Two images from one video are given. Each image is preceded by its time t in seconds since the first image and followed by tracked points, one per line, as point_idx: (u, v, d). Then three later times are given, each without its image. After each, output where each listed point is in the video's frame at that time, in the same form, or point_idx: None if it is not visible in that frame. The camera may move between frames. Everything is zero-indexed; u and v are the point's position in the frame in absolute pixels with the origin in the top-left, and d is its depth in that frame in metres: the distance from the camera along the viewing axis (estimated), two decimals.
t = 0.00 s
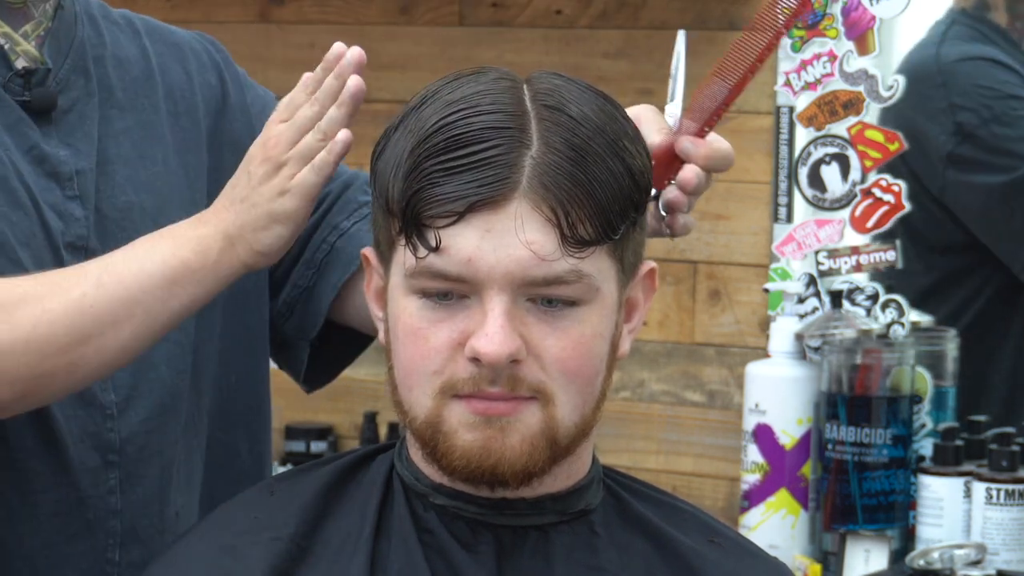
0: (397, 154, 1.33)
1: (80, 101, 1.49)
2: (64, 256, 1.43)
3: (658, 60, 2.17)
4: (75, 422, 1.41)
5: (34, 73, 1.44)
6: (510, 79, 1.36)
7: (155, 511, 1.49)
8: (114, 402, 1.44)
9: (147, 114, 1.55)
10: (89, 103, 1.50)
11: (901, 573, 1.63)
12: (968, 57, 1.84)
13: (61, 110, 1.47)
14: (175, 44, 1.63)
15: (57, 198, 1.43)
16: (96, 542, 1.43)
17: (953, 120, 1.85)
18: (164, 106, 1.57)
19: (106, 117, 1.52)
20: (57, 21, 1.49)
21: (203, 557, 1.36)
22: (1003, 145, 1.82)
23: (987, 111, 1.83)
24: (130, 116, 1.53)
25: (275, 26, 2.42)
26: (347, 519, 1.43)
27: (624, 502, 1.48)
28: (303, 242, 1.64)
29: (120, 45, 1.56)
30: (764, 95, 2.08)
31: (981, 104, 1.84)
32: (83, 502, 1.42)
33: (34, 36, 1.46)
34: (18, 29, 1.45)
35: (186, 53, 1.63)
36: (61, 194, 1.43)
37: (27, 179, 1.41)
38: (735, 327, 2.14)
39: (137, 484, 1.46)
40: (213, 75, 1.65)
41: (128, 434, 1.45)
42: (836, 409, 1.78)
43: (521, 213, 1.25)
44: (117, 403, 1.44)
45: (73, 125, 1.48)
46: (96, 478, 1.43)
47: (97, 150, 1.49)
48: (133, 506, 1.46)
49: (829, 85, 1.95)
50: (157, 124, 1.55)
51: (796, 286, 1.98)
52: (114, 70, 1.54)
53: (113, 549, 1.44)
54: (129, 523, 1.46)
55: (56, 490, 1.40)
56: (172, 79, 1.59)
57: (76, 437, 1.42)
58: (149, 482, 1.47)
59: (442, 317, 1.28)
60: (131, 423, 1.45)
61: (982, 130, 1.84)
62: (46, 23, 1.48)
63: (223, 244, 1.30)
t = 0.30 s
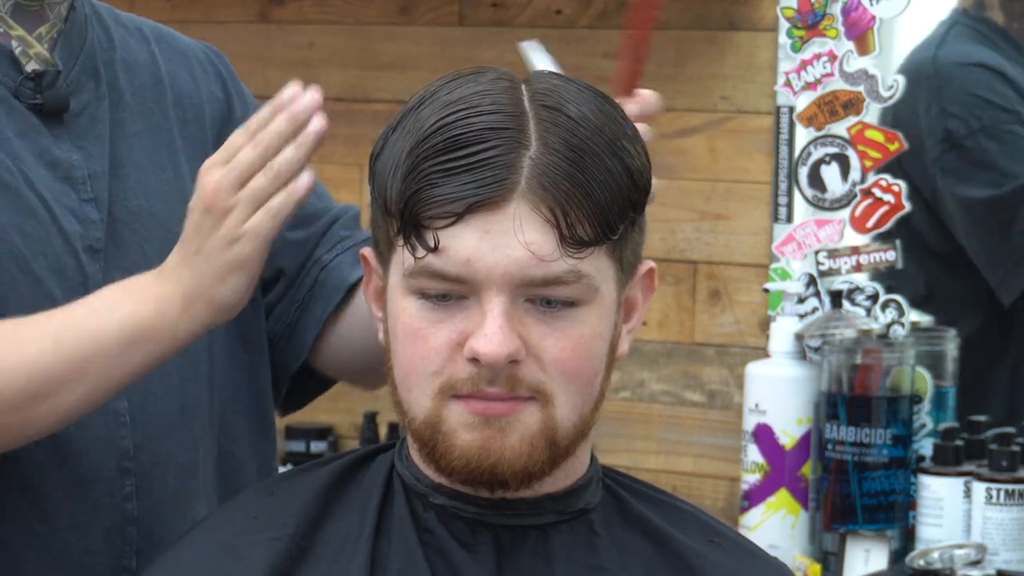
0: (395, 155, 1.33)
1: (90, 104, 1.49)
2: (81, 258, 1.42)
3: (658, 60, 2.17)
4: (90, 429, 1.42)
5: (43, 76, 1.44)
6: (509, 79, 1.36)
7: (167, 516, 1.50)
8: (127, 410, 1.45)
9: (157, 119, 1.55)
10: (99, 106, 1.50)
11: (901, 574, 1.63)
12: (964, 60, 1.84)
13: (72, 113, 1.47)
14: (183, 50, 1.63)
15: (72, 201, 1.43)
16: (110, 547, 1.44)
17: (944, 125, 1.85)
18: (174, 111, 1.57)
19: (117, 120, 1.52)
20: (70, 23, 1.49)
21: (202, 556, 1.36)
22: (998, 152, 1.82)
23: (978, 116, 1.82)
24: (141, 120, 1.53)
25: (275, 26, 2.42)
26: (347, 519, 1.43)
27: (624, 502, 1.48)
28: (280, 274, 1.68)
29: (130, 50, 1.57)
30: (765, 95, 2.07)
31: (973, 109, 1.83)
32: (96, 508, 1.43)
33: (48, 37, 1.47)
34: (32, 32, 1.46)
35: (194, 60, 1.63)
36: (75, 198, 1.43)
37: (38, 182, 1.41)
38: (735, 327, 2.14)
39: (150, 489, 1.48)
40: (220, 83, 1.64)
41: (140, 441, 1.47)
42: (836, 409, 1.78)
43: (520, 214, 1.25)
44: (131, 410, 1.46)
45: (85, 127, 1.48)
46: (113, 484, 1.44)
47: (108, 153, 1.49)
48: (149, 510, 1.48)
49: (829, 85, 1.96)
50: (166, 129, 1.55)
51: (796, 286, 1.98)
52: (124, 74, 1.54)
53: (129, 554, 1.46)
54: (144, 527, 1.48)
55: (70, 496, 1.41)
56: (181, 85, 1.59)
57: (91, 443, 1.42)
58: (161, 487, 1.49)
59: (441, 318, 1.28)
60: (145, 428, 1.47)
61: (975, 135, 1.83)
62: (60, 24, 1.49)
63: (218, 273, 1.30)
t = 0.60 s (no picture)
0: (399, 153, 1.33)
1: (69, 108, 1.49)
2: (68, 264, 1.41)
3: (658, 60, 2.17)
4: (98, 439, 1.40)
5: (24, 78, 1.44)
6: (513, 79, 1.36)
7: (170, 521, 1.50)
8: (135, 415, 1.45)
9: (134, 125, 1.56)
10: (77, 109, 1.50)
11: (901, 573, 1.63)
12: (948, 66, 1.84)
13: (53, 115, 1.47)
14: (150, 63, 1.64)
15: (54, 206, 1.42)
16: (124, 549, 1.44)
17: (913, 130, 1.87)
18: (148, 120, 1.58)
19: (96, 125, 1.52)
20: (48, 28, 1.50)
21: (203, 556, 1.36)
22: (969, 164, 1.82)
23: (948, 125, 1.84)
24: (121, 126, 1.54)
25: (275, 26, 2.42)
26: (347, 519, 1.43)
27: (624, 502, 1.48)
28: (222, 278, 1.70)
29: (105, 57, 1.57)
30: (765, 95, 2.09)
31: (945, 116, 1.84)
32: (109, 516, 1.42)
33: (28, 43, 1.47)
34: (13, 36, 1.46)
35: (161, 74, 1.65)
36: (57, 202, 1.43)
37: (21, 187, 1.40)
38: (735, 327, 2.14)
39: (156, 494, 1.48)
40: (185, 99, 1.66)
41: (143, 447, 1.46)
42: (837, 409, 1.78)
43: (524, 213, 1.25)
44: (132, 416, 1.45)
45: (65, 130, 1.48)
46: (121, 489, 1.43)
47: (90, 158, 1.49)
48: (157, 513, 1.47)
49: (829, 85, 1.95)
50: (141, 136, 1.56)
51: (796, 286, 1.97)
52: (99, 79, 1.55)
53: (140, 559, 1.46)
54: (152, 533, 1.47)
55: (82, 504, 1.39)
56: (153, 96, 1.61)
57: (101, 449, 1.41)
58: (162, 491, 1.49)
59: (444, 316, 1.28)
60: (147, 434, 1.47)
61: (944, 146, 1.84)
62: (39, 29, 1.49)
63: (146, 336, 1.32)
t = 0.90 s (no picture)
0: (399, 154, 1.33)
1: (19, 105, 1.47)
2: (24, 268, 1.40)
3: (658, 60, 2.17)
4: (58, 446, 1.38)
5: None
6: (512, 79, 1.36)
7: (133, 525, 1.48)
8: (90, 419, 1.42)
9: (86, 115, 1.54)
10: (27, 106, 1.47)
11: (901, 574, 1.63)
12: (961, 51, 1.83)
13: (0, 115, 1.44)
14: (100, 43, 1.62)
15: (9, 209, 1.41)
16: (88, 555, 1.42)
17: (928, 111, 1.86)
18: (101, 107, 1.56)
19: (46, 118, 1.50)
20: None
21: (202, 556, 1.37)
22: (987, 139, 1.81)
23: (962, 101, 1.83)
24: (73, 118, 1.52)
25: (275, 26, 2.42)
26: (347, 519, 1.43)
27: (624, 502, 1.48)
28: (196, 252, 1.70)
29: (53, 44, 1.55)
30: (765, 95, 2.09)
31: (958, 94, 1.84)
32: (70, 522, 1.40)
33: None
34: None
35: (111, 53, 1.63)
36: (11, 205, 1.41)
37: None
38: (735, 327, 2.14)
39: (117, 495, 1.46)
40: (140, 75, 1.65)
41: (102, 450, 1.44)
42: (836, 409, 1.78)
43: (523, 214, 1.25)
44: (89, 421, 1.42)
45: (15, 129, 1.46)
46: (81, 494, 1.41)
47: (41, 155, 1.47)
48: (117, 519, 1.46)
49: (829, 85, 1.95)
50: (95, 125, 1.54)
51: (796, 286, 1.98)
52: (49, 70, 1.52)
53: (103, 565, 1.44)
54: (114, 535, 1.46)
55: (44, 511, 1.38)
56: (105, 79, 1.59)
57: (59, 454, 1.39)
58: (122, 492, 1.46)
59: (444, 317, 1.28)
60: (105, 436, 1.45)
61: (960, 121, 1.84)
62: None
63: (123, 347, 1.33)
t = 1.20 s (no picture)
0: (401, 154, 1.33)
1: None
2: None
3: (658, 60, 2.16)
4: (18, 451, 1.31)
5: None
6: (515, 80, 1.36)
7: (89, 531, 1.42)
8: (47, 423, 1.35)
9: (23, 113, 1.43)
10: None
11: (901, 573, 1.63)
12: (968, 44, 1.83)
13: None
14: (32, 35, 1.52)
15: None
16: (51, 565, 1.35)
17: (919, 105, 1.87)
18: (37, 103, 1.46)
19: None
20: None
21: (203, 556, 1.37)
22: (964, 140, 1.83)
23: (951, 100, 1.84)
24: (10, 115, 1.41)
25: (275, 26, 2.42)
26: (348, 518, 1.43)
27: (624, 502, 1.48)
28: (113, 263, 1.60)
29: None
30: (764, 95, 2.07)
31: (949, 92, 1.85)
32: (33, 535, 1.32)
33: None
34: None
35: (43, 49, 1.53)
36: None
37: None
38: (735, 327, 2.14)
39: (76, 502, 1.39)
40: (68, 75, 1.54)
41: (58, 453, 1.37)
42: (836, 408, 1.78)
43: (526, 215, 1.25)
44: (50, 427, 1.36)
45: None
46: (41, 501, 1.34)
47: None
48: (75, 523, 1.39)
49: (829, 86, 1.97)
50: (37, 121, 1.44)
51: (796, 286, 1.98)
52: None
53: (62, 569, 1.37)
54: (74, 541, 1.39)
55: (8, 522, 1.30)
56: (38, 76, 1.48)
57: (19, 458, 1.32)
58: (80, 496, 1.40)
59: (445, 317, 1.28)
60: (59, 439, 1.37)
61: (944, 119, 1.85)
62: None
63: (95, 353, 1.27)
